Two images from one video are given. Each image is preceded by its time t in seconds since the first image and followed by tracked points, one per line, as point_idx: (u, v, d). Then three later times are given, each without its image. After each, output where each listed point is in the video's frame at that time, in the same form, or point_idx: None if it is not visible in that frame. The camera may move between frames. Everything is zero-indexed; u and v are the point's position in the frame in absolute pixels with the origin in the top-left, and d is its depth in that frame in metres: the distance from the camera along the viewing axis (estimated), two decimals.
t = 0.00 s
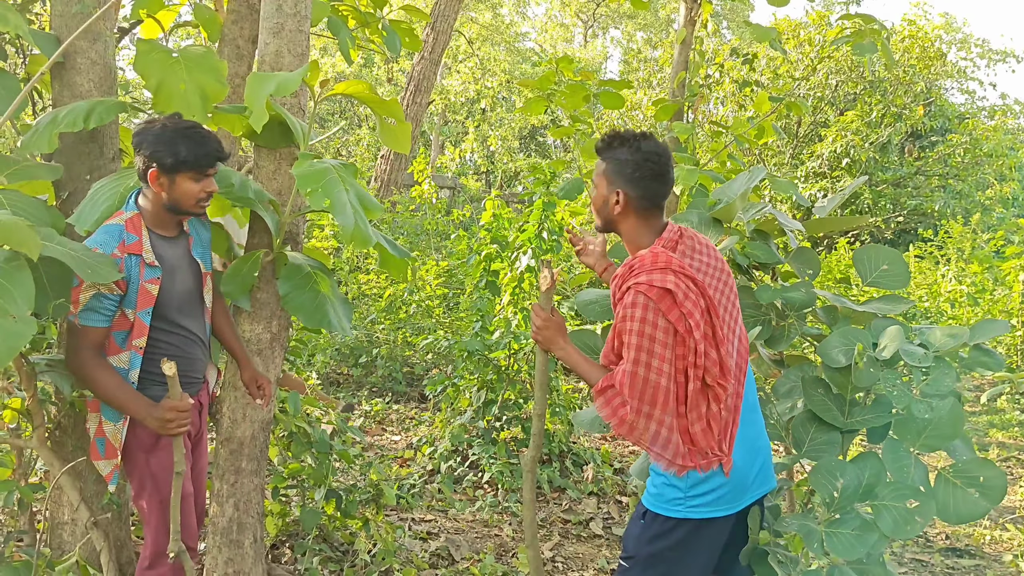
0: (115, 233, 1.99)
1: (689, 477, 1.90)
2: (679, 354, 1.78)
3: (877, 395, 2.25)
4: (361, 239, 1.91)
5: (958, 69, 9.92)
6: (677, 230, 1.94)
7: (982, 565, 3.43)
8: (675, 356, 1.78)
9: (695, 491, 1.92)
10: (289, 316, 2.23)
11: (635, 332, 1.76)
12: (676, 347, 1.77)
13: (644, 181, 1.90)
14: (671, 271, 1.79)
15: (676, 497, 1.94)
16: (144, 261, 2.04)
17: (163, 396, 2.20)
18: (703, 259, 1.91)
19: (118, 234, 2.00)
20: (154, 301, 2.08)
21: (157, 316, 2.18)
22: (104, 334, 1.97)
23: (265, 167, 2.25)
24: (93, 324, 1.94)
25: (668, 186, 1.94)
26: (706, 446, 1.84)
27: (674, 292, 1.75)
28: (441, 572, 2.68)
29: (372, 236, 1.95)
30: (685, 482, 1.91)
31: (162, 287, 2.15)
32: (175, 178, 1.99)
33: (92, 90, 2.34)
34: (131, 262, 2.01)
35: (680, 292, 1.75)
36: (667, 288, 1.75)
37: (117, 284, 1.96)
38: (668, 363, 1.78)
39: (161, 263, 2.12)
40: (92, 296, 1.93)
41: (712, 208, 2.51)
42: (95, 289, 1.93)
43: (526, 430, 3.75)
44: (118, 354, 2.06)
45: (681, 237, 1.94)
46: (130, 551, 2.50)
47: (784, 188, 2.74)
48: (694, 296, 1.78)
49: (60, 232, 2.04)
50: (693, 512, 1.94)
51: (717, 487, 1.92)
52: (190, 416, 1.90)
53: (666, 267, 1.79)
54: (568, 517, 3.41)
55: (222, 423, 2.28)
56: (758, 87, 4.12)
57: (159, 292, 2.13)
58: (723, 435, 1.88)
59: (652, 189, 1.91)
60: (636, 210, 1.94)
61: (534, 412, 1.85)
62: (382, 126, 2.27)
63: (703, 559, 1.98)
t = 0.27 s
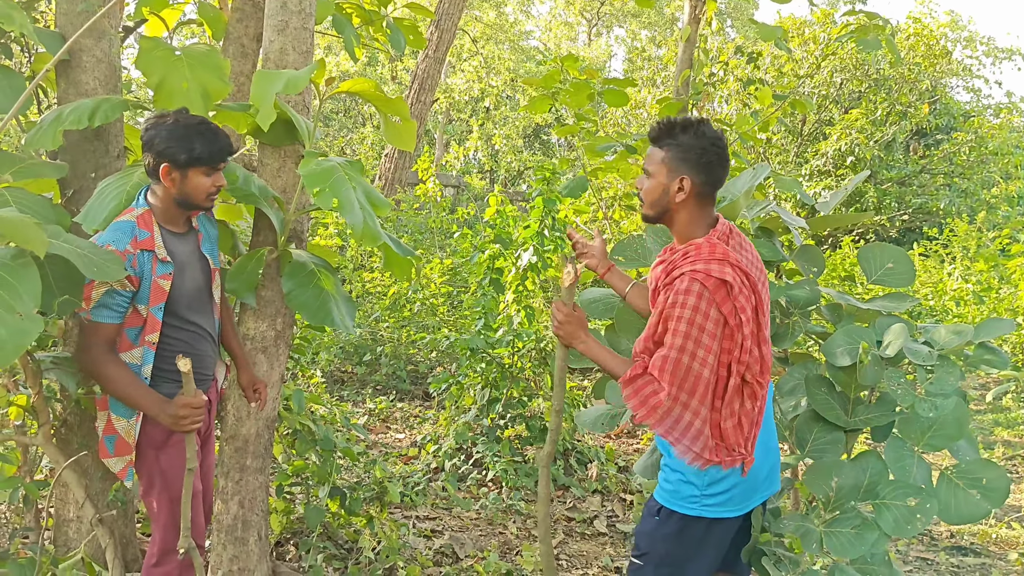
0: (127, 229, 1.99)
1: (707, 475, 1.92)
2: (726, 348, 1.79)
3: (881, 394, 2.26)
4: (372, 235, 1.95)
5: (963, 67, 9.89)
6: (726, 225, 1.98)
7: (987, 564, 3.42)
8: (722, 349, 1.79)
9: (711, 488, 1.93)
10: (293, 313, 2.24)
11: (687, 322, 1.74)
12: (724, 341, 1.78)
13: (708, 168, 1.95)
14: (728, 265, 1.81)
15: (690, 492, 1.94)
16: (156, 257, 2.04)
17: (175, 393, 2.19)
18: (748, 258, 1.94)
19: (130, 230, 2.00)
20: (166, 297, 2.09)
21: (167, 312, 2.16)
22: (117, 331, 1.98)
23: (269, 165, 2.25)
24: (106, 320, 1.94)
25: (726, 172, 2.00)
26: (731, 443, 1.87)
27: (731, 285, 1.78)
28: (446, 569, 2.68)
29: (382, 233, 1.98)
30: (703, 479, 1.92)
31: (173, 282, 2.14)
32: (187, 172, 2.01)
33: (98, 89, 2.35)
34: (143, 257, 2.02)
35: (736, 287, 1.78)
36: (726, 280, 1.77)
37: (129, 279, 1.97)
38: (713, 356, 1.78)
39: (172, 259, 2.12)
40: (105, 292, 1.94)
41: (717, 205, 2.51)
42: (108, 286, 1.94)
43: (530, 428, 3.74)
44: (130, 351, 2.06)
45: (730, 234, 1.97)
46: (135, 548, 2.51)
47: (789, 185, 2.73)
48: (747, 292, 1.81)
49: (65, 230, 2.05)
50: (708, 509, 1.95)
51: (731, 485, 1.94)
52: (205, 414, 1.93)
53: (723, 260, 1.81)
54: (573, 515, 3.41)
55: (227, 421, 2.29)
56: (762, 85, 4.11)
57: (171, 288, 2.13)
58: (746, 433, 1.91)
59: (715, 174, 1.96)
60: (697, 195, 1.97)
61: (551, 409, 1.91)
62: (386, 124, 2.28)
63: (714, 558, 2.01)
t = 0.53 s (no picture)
0: (133, 227, 1.98)
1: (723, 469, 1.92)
2: (765, 338, 1.80)
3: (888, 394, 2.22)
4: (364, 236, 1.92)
5: (968, 66, 9.86)
6: (761, 221, 2.00)
7: (992, 565, 3.41)
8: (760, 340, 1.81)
9: (725, 483, 1.93)
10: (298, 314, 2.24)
11: (725, 311, 1.77)
12: (763, 331, 1.80)
13: (742, 158, 1.95)
14: (764, 255, 1.83)
15: (704, 484, 1.96)
16: (163, 254, 2.03)
17: (188, 392, 2.18)
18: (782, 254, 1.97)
19: (137, 228, 1.99)
20: (174, 293, 2.07)
21: (178, 309, 2.16)
22: (125, 330, 1.97)
23: (273, 165, 2.26)
24: (116, 319, 1.94)
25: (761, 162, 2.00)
26: (768, 438, 1.86)
27: (767, 274, 1.80)
28: (449, 570, 2.68)
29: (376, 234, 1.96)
30: (719, 471, 1.93)
31: (182, 279, 2.14)
32: (192, 168, 2.01)
33: (102, 89, 2.35)
34: (150, 255, 2.00)
35: (774, 277, 1.80)
36: (763, 269, 1.79)
37: (137, 277, 1.96)
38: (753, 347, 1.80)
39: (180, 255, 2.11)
40: (113, 291, 1.93)
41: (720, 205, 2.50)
42: (117, 284, 1.93)
43: (534, 428, 3.74)
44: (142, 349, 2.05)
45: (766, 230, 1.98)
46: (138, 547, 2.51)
47: (792, 186, 2.73)
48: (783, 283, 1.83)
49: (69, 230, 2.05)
50: (719, 502, 1.95)
51: (747, 482, 1.93)
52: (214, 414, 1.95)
53: (757, 251, 1.84)
54: (576, 516, 3.41)
55: (231, 421, 2.30)
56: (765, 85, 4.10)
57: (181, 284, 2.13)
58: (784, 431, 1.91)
59: (750, 165, 1.97)
60: (731, 185, 1.97)
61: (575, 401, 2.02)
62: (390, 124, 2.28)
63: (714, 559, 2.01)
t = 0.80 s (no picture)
0: (134, 226, 2.00)
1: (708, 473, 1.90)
2: (740, 341, 1.78)
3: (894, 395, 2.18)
4: (361, 235, 1.87)
5: (970, 65, 9.85)
6: (751, 219, 1.95)
7: (994, 565, 3.41)
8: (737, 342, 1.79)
9: (709, 487, 1.92)
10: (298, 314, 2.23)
11: (696, 313, 1.76)
12: (738, 333, 1.78)
13: (729, 155, 1.91)
14: (740, 256, 1.80)
15: (687, 488, 1.96)
16: (165, 252, 2.04)
17: (190, 392, 2.21)
18: (771, 253, 1.92)
19: (137, 227, 2.01)
20: (176, 291, 2.08)
21: (179, 309, 2.19)
22: (127, 329, 1.98)
23: (276, 165, 2.26)
24: (118, 318, 1.95)
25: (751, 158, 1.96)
26: (751, 441, 1.84)
27: (741, 275, 1.77)
28: (451, 570, 2.68)
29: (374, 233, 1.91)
30: (702, 478, 1.92)
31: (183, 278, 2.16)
32: (194, 166, 2.04)
33: (104, 89, 2.35)
34: (152, 253, 2.01)
35: (747, 278, 1.77)
36: (734, 271, 1.77)
37: (139, 276, 1.98)
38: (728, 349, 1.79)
39: (180, 254, 2.14)
40: (115, 290, 1.95)
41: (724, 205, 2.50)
42: (118, 283, 1.95)
43: (536, 428, 3.74)
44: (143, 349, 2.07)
45: (754, 228, 1.94)
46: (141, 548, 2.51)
47: (795, 186, 2.72)
48: (760, 284, 1.79)
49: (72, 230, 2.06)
50: (706, 513, 1.93)
51: (730, 491, 1.91)
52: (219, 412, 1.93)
53: (734, 251, 1.81)
54: (578, 516, 3.41)
55: (232, 421, 2.27)
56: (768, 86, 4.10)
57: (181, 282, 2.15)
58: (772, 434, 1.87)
59: (738, 161, 1.92)
60: (720, 182, 1.93)
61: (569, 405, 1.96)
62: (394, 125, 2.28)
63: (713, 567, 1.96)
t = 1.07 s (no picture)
0: (137, 244, 1.99)
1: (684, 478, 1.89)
2: (713, 341, 1.77)
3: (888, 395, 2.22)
4: (372, 239, 1.89)
5: (973, 68, 9.84)
6: (733, 220, 1.93)
7: (998, 568, 3.39)
8: (709, 342, 1.78)
9: (687, 493, 1.91)
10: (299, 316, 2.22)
11: (670, 310, 1.76)
12: (710, 333, 1.77)
13: (708, 154, 1.91)
14: (718, 255, 1.79)
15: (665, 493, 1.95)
16: (167, 272, 2.05)
17: (184, 395, 2.23)
18: (755, 257, 1.90)
19: (141, 245, 2.00)
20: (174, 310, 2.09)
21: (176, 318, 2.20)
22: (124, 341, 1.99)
23: (277, 167, 2.26)
24: (112, 333, 1.95)
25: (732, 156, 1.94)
26: (715, 445, 1.81)
27: (717, 275, 1.76)
28: (452, 572, 2.68)
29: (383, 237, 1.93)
30: (680, 481, 1.91)
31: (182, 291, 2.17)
32: (210, 192, 2.04)
33: (107, 92, 2.36)
34: (154, 272, 2.02)
35: (723, 277, 1.76)
36: (711, 270, 1.77)
37: (139, 293, 1.98)
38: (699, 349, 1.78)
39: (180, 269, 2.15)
40: (114, 305, 1.95)
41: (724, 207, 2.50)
42: (118, 299, 1.95)
43: (538, 430, 3.74)
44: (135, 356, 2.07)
45: (737, 227, 1.92)
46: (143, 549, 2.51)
47: (797, 189, 2.72)
48: (737, 285, 1.78)
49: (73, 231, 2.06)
50: (685, 517, 1.93)
51: (705, 496, 1.90)
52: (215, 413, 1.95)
53: (714, 250, 1.80)
54: (580, 518, 3.40)
55: (233, 422, 2.27)
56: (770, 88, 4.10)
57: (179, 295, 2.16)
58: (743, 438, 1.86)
59: (717, 160, 1.92)
60: (699, 181, 1.92)
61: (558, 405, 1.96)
62: (393, 126, 2.28)
63: (697, 570, 1.94)
